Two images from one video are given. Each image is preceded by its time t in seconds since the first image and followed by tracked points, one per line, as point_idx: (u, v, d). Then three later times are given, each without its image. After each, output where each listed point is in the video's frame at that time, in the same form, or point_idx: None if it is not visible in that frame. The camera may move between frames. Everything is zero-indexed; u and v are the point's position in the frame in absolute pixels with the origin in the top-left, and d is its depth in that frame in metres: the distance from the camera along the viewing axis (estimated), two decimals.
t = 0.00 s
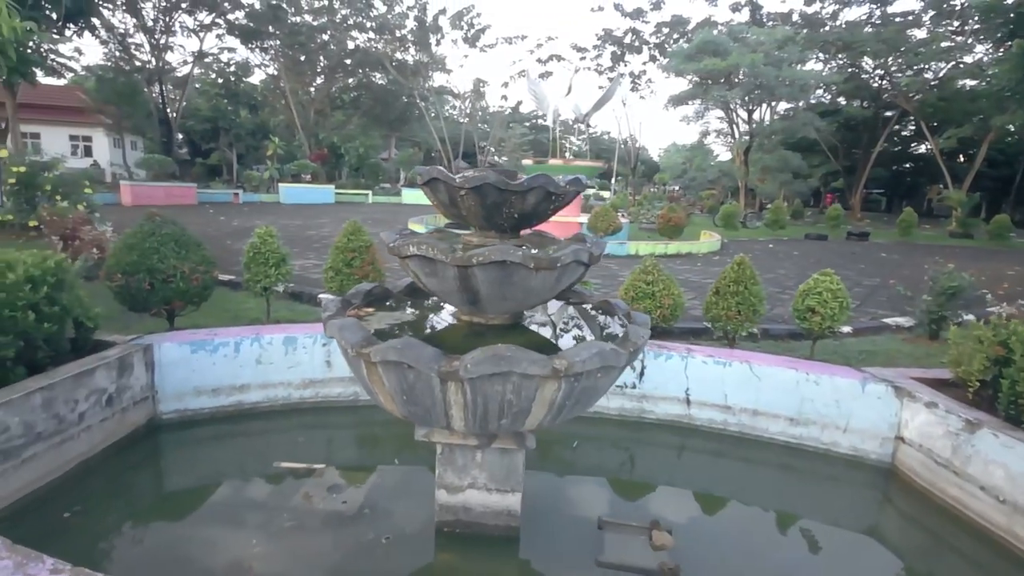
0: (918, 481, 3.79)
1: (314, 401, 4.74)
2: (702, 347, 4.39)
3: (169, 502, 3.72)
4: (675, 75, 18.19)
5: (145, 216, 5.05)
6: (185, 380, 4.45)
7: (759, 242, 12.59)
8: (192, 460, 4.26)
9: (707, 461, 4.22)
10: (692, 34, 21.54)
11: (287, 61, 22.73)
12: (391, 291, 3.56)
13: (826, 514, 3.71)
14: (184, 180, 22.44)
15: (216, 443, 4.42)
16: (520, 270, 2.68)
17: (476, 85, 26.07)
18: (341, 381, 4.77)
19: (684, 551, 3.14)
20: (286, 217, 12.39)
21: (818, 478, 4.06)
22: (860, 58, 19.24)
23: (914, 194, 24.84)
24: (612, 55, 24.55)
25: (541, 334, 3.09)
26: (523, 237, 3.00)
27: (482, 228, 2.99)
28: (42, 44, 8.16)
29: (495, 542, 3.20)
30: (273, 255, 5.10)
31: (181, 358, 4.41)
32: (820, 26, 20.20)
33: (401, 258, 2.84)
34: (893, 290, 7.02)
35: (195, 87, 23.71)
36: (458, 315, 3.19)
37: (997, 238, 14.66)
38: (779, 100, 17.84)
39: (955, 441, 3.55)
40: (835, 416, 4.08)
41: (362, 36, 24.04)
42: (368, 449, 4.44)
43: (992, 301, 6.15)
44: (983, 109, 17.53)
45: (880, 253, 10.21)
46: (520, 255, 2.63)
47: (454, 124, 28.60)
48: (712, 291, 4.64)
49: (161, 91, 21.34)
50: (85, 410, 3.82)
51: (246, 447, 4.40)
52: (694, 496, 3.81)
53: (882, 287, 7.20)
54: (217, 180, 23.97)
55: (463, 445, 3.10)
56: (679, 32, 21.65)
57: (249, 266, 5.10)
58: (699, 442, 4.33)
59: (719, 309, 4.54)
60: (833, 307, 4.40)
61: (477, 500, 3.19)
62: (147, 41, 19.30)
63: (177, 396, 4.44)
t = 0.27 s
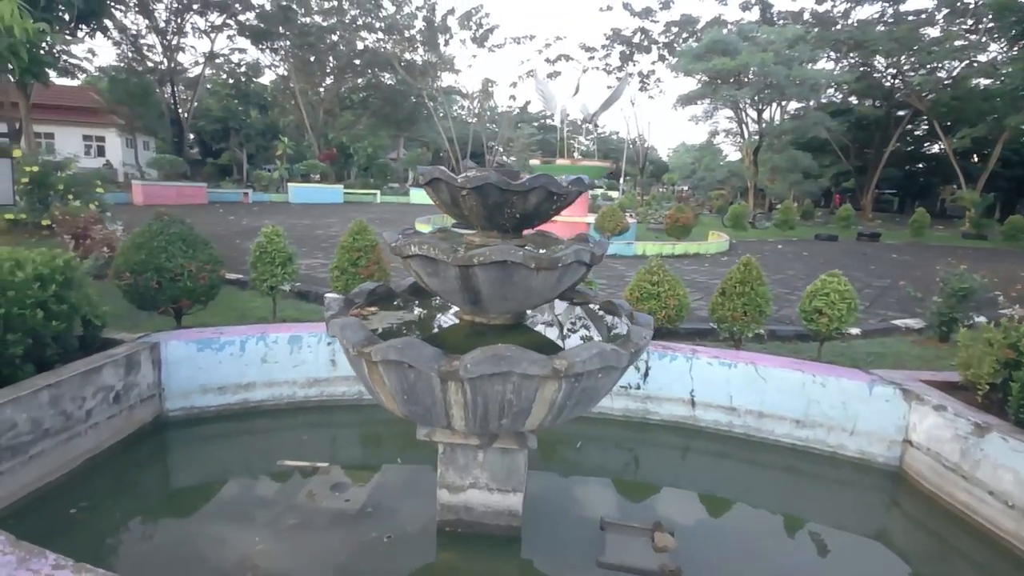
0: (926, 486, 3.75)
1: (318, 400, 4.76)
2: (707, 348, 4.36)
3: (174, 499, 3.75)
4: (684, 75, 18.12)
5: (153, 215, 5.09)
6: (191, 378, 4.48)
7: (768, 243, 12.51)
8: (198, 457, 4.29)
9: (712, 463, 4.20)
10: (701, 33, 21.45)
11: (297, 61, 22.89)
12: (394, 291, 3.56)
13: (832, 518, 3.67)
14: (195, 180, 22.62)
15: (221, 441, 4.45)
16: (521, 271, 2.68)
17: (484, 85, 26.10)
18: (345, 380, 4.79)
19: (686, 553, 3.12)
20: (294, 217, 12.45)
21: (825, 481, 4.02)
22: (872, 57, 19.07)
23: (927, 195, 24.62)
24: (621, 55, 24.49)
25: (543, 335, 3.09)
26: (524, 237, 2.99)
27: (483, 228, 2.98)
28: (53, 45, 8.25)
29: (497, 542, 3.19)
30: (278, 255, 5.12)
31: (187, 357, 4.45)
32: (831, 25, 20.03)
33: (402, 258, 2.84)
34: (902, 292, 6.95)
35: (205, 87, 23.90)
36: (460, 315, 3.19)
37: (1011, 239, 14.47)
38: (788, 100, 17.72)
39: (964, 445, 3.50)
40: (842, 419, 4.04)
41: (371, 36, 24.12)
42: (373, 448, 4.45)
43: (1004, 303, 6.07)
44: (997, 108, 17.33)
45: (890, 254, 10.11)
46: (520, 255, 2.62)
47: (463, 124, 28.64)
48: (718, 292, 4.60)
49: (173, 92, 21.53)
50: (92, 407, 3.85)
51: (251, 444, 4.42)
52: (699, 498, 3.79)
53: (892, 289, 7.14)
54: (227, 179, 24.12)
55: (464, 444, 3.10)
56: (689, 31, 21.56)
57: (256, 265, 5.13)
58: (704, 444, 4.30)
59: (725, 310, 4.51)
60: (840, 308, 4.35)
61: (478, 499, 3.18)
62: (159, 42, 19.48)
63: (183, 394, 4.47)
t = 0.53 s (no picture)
0: (930, 489, 3.70)
1: (320, 398, 4.76)
2: (710, 348, 4.33)
3: (175, 496, 3.76)
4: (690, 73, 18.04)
5: (157, 213, 5.11)
6: (193, 375, 4.49)
7: (774, 243, 12.43)
8: (199, 455, 4.29)
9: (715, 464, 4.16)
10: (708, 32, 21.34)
11: (303, 60, 22.95)
12: (393, 290, 3.55)
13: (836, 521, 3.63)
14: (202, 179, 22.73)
15: (223, 438, 4.45)
16: (518, 269, 2.66)
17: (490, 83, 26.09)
18: (347, 378, 4.79)
19: (685, 555, 3.10)
20: (299, 216, 12.48)
21: (829, 483, 3.98)
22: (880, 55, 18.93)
23: (936, 194, 24.43)
24: (627, 53, 24.41)
25: (541, 334, 3.07)
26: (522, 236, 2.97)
27: (482, 226, 2.97)
28: (60, 44, 8.30)
29: (496, 542, 3.17)
30: (281, 253, 5.13)
31: (189, 354, 4.46)
32: (840, 23, 19.86)
33: (400, 256, 2.82)
34: (909, 293, 6.89)
35: (212, 86, 24.01)
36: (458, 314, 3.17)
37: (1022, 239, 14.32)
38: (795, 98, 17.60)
39: (969, 448, 3.46)
40: (846, 420, 4.00)
41: (377, 35, 24.15)
42: (375, 447, 4.45)
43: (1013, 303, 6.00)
44: (1008, 107, 17.15)
45: (898, 254, 10.03)
46: (517, 254, 2.60)
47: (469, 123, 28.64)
48: (721, 291, 4.57)
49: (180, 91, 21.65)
50: (94, 404, 3.87)
51: (253, 442, 4.43)
52: (700, 499, 3.75)
53: (898, 288, 7.07)
54: (234, 178, 24.22)
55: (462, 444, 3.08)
56: (695, 29, 21.46)
57: (259, 263, 5.13)
58: (707, 445, 4.27)
59: (728, 309, 4.47)
60: (845, 309, 4.31)
61: (476, 499, 3.17)
62: (167, 41, 19.59)
63: (185, 392, 4.48)
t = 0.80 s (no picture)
0: (934, 490, 3.65)
1: (318, 396, 4.75)
2: (710, 347, 4.28)
3: (171, 493, 3.75)
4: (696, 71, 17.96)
5: (158, 211, 5.12)
6: (191, 373, 4.49)
7: (779, 241, 12.35)
8: (198, 453, 4.29)
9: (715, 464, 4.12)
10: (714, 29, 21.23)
11: (309, 60, 23.04)
12: (389, 287, 3.53)
13: (837, 522, 3.58)
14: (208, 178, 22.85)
15: (222, 436, 4.45)
16: (511, 267, 2.63)
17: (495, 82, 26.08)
18: (345, 377, 4.78)
19: (682, 556, 3.06)
20: (302, 214, 12.50)
21: (831, 484, 3.92)
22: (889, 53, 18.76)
23: (945, 193, 24.22)
24: (632, 52, 24.33)
25: (536, 333, 3.04)
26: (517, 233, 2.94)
27: (476, 223, 2.94)
28: (65, 43, 8.35)
29: (492, 542, 3.14)
30: (281, 251, 5.12)
31: (188, 352, 4.46)
32: (847, 20, 19.67)
33: (393, 253, 2.80)
34: (914, 292, 6.82)
35: (219, 86, 24.12)
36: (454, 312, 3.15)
37: None
38: (802, 96, 17.48)
39: (973, 448, 3.40)
40: (848, 420, 3.94)
41: (382, 34, 24.20)
42: (375, 445, 4.43)
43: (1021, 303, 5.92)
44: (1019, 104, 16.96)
45: (904, 253, 9.92)
46: (510, 251, 2.57)
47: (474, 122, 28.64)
48: (723, 290, 4.52)
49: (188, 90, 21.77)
50: (91, 401, 3.87)
51: (252, 440, 4.43)
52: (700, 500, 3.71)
53: (904, 288, 6.99)
54: (241, 177, 24.33)
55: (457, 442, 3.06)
56: (701, 27, 21.35)
57: (259, 261, 5.13)
58: (707, 445, 4.23)
59: (730, 308, 4.42)
60: (848, 308, 4.25)
61: (471, 498, 3.14)
62: (174, 41, 19.70)
63: (184, 390, 4.48)
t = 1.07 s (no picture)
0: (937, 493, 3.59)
1: (317, 396, 4.75)
2: (710, 348, 4.24)
3: (169, 493, 3.76)
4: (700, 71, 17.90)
5: (158, 211, 5.13)
6: (190, 373, 4.50)
7: (782, 241, 12.27)
8: (197, 452, 4.30)
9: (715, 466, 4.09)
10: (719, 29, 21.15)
11: (314, 60, 23.11)
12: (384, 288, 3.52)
13: (838, 525, 3.53)
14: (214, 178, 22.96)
15: (221, 436, 4.45)
16: (503, 267, 2.60)
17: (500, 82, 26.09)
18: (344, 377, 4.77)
19: (678, 558, 3.02)
20: (305, 214, 12.54)
21: (833, 487, 3.88)
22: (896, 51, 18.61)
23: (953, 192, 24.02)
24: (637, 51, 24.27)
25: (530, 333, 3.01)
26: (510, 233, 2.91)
27: (470, 223, 2.92)
28: (70, 44, 8.41)
29: (488, 544, 3.11)
30: (280, 250, 5.12)
31: (186, 351, 4.46)
32: (853, 18, 19.50)
33: (386, 253, 2.78)
34: (918, 292, 6.75)
35: (225, 87, 24.25)
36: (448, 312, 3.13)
37: None
38: (808, 95, 17.37)
39: (975, 451, 3.35)
40: (850, 422, 3.89)
41: (387, 35, 24.24)
42: (373, 445, 4.42)
43: None
44: None
45: (909, 253, 9.82)
46: (502, 251, 2.54)
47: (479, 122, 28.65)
48: (724, 290, 4.47)
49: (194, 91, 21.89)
50: (88, 401, 3.88)
51: (251, 440, 4.42)
52: (698, 501, 3.68)
53: (908, 288, 6.92)
54: (246, 177, 24.43)
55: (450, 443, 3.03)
56: (706, 27, 21.27)
57: (258, 260, 5.13)
58: (707, 446, 4.20)
59: (730, 309, 4.38)
60: (850, 309, 4.20)
61: (465, 500, 3.11)
62: (179, 42, 19.81)
63: (182, 389, 4.49)
